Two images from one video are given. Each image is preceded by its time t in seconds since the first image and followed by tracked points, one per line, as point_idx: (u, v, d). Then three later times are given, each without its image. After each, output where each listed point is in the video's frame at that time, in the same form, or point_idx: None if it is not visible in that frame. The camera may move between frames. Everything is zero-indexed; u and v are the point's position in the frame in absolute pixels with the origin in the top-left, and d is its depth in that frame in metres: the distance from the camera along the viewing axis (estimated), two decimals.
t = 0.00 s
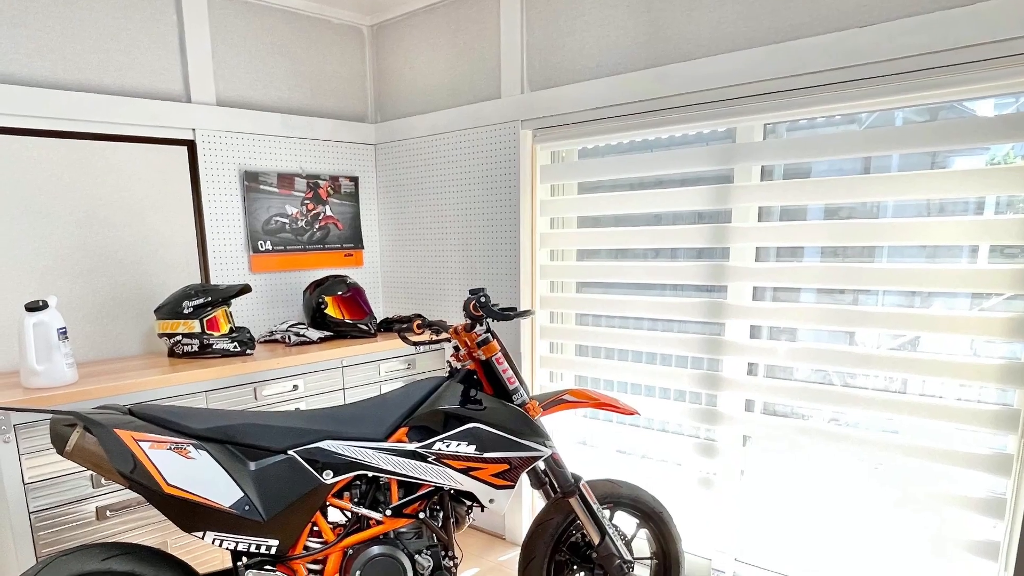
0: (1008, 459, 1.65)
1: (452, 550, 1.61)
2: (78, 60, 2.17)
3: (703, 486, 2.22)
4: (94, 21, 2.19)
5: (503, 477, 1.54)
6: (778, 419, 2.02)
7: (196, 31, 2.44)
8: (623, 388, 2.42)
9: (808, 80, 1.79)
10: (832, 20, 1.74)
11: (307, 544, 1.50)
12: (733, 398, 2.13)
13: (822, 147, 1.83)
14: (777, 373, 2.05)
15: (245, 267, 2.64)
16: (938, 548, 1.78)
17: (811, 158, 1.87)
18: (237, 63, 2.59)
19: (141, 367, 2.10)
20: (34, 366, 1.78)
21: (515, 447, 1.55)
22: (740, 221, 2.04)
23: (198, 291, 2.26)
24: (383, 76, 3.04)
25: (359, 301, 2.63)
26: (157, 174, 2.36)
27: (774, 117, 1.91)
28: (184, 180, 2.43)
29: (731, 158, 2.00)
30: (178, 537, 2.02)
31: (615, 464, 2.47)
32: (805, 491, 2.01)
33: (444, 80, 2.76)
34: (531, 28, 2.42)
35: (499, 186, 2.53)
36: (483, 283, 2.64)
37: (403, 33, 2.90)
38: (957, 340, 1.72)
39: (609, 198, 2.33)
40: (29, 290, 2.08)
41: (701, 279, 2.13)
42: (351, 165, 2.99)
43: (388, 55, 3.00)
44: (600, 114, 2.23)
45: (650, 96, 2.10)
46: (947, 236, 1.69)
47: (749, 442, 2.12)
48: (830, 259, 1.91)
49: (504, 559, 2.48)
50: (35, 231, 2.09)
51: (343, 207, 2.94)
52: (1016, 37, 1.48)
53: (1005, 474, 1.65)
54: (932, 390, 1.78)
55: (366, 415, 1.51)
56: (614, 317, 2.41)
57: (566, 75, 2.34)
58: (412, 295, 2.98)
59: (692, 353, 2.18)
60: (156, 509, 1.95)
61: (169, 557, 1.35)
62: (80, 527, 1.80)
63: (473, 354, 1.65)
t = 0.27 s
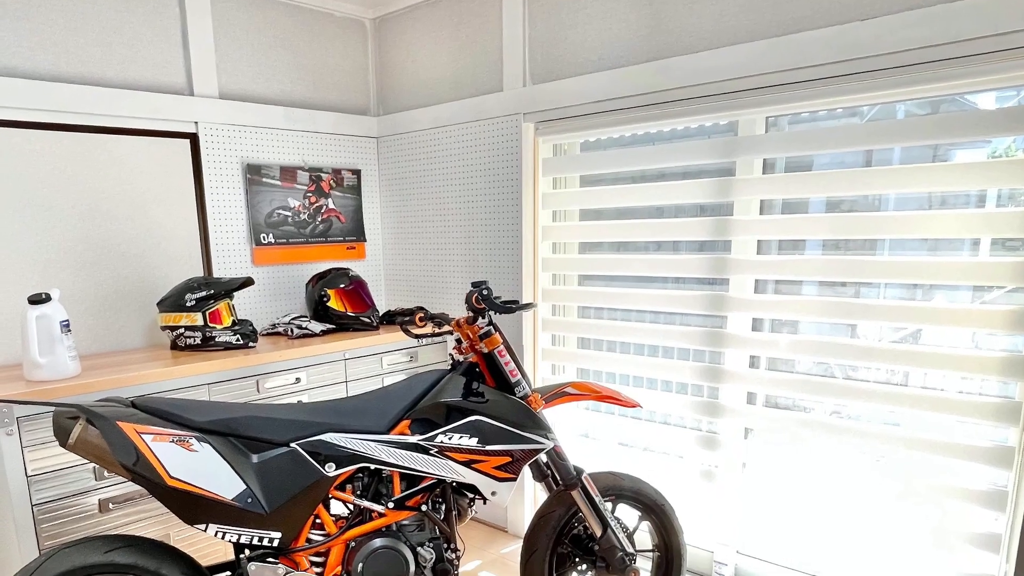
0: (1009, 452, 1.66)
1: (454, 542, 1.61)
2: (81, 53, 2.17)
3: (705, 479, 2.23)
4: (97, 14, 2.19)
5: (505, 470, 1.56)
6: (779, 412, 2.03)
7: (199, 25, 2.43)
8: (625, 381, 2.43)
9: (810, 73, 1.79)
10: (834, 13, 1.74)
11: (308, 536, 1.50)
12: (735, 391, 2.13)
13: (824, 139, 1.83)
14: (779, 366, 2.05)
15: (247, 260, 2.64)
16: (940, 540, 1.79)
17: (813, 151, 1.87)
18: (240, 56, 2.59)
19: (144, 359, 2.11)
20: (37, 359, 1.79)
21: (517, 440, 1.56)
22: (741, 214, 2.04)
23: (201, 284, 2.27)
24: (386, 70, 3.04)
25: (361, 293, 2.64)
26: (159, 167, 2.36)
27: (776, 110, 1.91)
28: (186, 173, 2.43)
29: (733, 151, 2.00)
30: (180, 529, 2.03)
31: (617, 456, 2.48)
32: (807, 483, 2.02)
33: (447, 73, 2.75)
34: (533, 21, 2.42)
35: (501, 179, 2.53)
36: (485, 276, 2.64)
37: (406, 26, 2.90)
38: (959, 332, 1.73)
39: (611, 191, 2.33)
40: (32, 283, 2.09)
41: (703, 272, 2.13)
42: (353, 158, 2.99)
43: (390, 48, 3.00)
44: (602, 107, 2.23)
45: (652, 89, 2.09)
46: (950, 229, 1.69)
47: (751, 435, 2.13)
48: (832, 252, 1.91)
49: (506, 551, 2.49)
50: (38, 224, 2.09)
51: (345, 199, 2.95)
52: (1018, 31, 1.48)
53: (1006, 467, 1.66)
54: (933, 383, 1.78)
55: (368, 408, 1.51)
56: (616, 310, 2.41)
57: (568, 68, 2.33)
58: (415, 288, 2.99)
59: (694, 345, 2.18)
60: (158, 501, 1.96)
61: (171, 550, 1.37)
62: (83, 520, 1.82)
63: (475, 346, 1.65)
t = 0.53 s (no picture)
0: (1011, 445, 1.66)
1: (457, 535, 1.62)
2: (84, 47, 2.17)
3: (707, 471, 2.24)
4: (99, 8, 2.19)
5: (507, 462, 1.57)
6: (781, 405, 2.04)
7: (201, 18, 2.43)
8: (627, 373, 2.44)
9: (811, 66, 1.79)
10: (837, 6, 1.73)
11: (312, 529, 1.52)
12: (737, 383, 2.14)
13: (826, 132, 1.83)
14: (781, 359, 2.06)
15: (250, 252, 2.65)
16: (941, 532, 1.79)
17: (814, 144, 1.87)
18: (242, 49, 2.58)
19: (147, 352, 2.12)
20: (40, 352, 1.80)
21: (520, 433, 1.57)
22: (743, 207, 2.04)
23: (203, 277, 2.28)
24: (388, 63, 3.03)
25: (364, 286, 2.64)
26: (162, 160, 2.37)
27: (778, 103, 1.90)
28: (189, 165, 2.44)
29: (735, 144, 2.00)
30: (183, 522, 2.05)
31: (619, 448, 2.49)
32: (808, 475, 2.03)
33: (449, 66, 2.75)
34: (535, 14, 2.41)
35: (504, 172, 2.53)
36: (487, 269, 2.65)
37: (408, 19, 2.90)
38: (961, 325, 1.73)
39: (613, 184, 2.33)
40: (35, 276, 2.10)
41: (705, 265, 2.13)
42: (356, 151, 2.99)
43: (392, 41, 3.00)
44: (604, 100, 2.23)
45: (653, 83, 2.09)
46: (951, 222, 1.69)
47: (753, 427, 2.14)
48: (834, 244, 1.91)
49: (508, 543, 2.51)
50: (41, 217, 2.10)
51: (348, 192, 2.95)
52: (1019, 24, 1.48)
53: (1008, 459, 1.67)
54: (935, 375, 1.79)
55: (371, 401, 1.53)
56: (618, 302, 2.42)
57: (570, 61, 2.33)
58: (417, 281, 2.99)
59: (696, 338, 2.19)
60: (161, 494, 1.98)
61: (174, 542, 1.37)
62: (86, 512, 1.83)
63: (478, 339, 1.66)
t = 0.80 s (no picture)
0: (1012, 437, 1.67)
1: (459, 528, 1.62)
2: (87, 40, 2.18)
3: (709, 463, 2.25)
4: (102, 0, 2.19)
5: (510, 455, 1.58)
6: (782, 397, 2.04)
7: (204, 11, 2.43)
8: (629, 366, 2.44)
9: (812, 59, 1.78)
10: None
11: (314, 522, 1.52)
12: (739, 376, 2.14)
13: (828, 125, 1.83)
14: (783, 351, 2.06)
15: (253, 245, 2.66)
16: (944, 525, 1.80)
17: (816, 137, 1.87)
18: (245, 42, 2.58)
19: (150, 345, 2.13)
20: (43, 344, 1.81)
21: (522, 425, 1.58)
22: (745, 200, 2.04)
23: (206, 270, 2.29)
24: (390, 56, 3.03)
25: (366, 279, 2.65)
26: (165, 153, 2.37)
27: (780, 96, 1.90)
28: (191, 158, 2.44)
29: (737, 137, 2.00)
30: (185, 514, 2.06)
31: (621, 441, 2.50)
32: (810, 468, 2.03)
33: (451, 60, 2.75)
34: (537, 6, 2.40)
35: (506, 165, 2.53)
36: (489, 262, 2.65)
37: (410, 12, 2.89)
38: (962, 318, 1.73)
39: (615, 176, 2.33)
40: (38, 269, 2.11)
41: (707, 258, 2.13)
42: (358, 144, 2.99)
43: (394, 35, 2.99)
44: (606, 93, 2.23)
45: (654, 76, 2.09)
46: (953, 215, 1.69)
47: (755, 420, 2.15)
48: (835, 237, 1.91)
49: (510, 536, 2.52)
50: (44, 210, 2.11)
51: (350, 185, 2.95)
52: (1020, 17, 1.47)
53: (1009, 452, 1.67)
54: (937, 368, 1.79)
55: (373, 393, 1.54)
56: (620, 295, 2.42)
57: (572, 54, 2.32)
58: (419, 273, 3.00)
59: (698, 331, 2.19)
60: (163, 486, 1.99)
61: (176, 535, 1.39)
62: (89, 505, 1.84)
63: (480, 332, 1.66)
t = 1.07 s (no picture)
0: (1013, 430, 1.68)
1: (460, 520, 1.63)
2: (90, 32, 2.18)
3: (710, 456, 2.26)
4: None
5: (511, 447, 1.59)
6: (784, 390, 2.05)
7: (206, 3, 2.43)
8: (631, 358, 2.45)
9: (814, 52, 1.78)
10: None
11: (317, 514, 1.53)
12: (741, 368, 2.15)
13: (830, 118, 1.83)
14: (784, 344, 2.07)
15: (255, 238, 2.66)
16: (945, 517, 1.81)
17: (818, 130, 1.87)
18: (248, 35, 2.58)
19: (152, 337, 2.14)
20: (45, 337, 1.83)
21: (524, 417, 1.59)
22: (747, 192, 2.04)
23: (209, 263, 2.29)
24: (392, 49, 3.03)
25: (369, 272, 2.66)
26: (167, 146, 2.37)
27: (782, 89, 1.90)
28: (194, 151, 2.44)
29: (739, 130, 2.00)
30: (188, 507, 2.08)
31: (623, 433, 2.51)
32: (812, 460, 2.04)
33: (453, 53, 2.74)
34: None
35: (508, 158, 2.53)
36: (492, 254, 2.65)
37: (412, 5, 2.89)
38: (964, 311, 1.74)
39: (617, 169, 2.33)
40: (41, 261, 2.12)
41: (709, 250, 2.13)
42: (360, 137, 2.99)
43: (396, 28, 2.99)
44: (608, 85, 2.22)
45: (656, 69, 2.09)
46: (955, 208, 1.69)
47: (756, 413, 2.16)
48: (837, 230, 1.92)
49: (513, 528, 2.54)
50: (46, 203, 2.11)
51: (353, 178, 2.95)
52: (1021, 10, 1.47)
53: (1011, 444, 1.68)
54: (939, 360, 1.80)
55: (376, 386, 1.55)
56: (622, 288, 2.42)
57: (574, 47, 2.32)
58: (422, 266, 3.00)
59: (700, 324, 2.20)
60: (165, 479, 2.00)
61: (179, 526, 1.41)
62: (91, 497, 1.86)
63: (482, 325, 1.68)
